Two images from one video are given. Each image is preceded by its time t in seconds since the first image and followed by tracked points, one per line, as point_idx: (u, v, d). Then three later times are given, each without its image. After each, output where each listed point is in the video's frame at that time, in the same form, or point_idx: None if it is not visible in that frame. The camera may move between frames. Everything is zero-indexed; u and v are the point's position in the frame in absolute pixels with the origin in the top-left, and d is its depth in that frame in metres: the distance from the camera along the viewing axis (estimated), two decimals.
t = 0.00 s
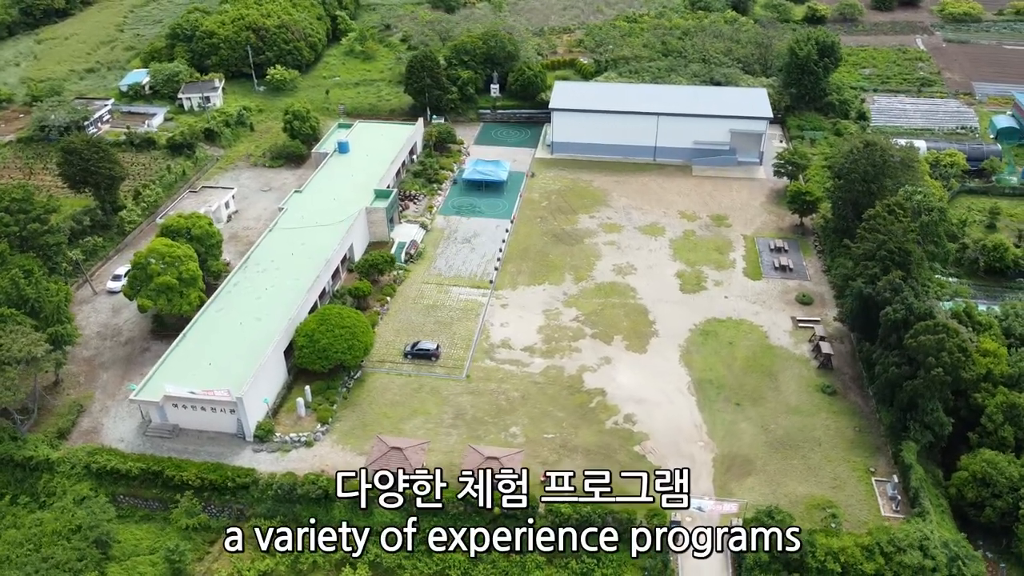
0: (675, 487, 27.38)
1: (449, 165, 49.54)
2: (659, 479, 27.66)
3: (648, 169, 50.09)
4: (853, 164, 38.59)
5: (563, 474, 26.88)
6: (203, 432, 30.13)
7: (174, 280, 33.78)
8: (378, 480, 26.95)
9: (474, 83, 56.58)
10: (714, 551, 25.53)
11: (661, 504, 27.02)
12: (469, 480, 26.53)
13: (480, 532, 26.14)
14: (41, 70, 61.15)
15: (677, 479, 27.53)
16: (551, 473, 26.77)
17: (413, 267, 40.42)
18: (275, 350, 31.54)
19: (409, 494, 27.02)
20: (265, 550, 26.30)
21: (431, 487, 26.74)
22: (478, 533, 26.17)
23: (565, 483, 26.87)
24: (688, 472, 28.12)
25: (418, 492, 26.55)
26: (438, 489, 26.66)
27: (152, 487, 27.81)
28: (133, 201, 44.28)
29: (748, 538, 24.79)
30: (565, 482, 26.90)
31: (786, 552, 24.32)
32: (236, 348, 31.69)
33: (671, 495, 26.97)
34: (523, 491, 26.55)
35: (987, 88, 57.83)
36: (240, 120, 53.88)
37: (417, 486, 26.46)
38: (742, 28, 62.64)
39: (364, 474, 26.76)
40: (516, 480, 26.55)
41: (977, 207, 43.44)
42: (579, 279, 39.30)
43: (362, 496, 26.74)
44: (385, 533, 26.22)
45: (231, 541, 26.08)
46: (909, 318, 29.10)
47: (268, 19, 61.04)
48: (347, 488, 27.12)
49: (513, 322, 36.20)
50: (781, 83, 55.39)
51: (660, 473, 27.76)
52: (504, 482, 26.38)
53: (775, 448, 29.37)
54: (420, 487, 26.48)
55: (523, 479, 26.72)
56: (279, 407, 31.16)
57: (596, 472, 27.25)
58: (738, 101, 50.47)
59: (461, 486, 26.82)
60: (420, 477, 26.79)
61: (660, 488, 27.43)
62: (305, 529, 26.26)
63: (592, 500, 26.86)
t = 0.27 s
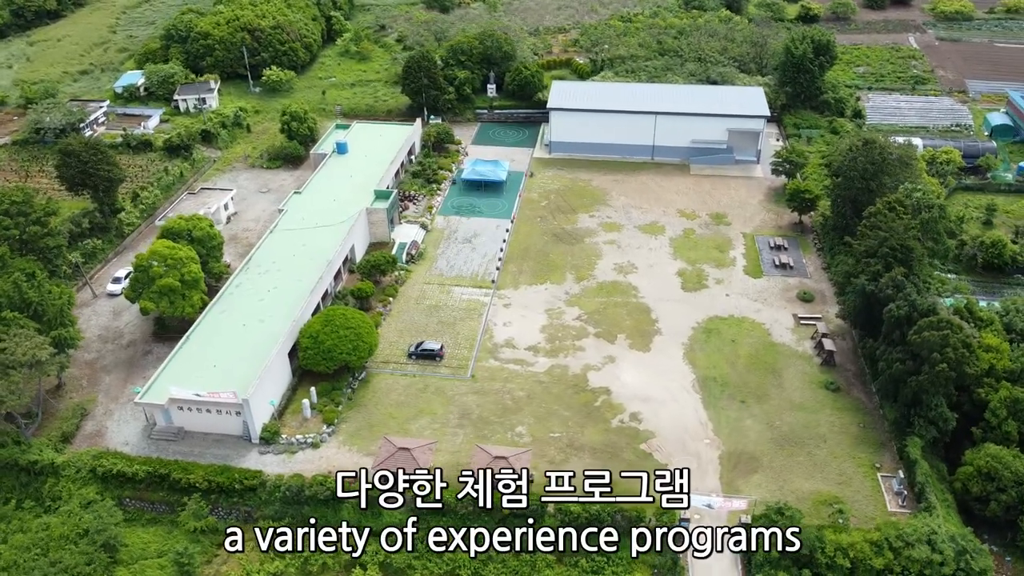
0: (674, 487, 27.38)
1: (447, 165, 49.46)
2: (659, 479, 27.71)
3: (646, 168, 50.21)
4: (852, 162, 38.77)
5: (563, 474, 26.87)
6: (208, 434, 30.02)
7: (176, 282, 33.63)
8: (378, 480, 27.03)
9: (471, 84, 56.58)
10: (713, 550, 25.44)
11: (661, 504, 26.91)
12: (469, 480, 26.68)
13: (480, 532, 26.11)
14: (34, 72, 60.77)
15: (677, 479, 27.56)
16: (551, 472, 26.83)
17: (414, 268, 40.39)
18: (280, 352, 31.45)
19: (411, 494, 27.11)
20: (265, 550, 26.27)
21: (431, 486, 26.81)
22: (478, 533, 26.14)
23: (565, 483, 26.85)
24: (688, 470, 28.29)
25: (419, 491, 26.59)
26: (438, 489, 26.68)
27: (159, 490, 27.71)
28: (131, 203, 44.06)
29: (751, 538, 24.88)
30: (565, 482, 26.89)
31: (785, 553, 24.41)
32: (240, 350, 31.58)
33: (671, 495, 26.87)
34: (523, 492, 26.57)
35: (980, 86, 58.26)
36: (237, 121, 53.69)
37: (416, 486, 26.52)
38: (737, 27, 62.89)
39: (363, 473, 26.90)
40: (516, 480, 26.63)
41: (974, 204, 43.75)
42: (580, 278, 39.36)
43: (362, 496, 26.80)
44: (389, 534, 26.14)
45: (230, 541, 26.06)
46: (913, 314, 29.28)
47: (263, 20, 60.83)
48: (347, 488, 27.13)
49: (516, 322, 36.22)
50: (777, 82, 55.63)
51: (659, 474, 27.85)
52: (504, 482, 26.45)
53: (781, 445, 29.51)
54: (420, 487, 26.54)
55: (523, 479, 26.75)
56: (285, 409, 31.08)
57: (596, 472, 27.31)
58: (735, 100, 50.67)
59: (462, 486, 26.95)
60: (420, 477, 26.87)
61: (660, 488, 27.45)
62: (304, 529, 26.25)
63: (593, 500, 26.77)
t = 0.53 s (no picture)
0: (675, 487, 27.09)
1: (447, 165, 49.41)
2: (660, 480, 27.49)
3: (646, 167, 50.31)
4: (854, 160, 38.91)
5: (563, 473, 26.70)
6: (215, 436, 29.94)
7: (180, 283, 33.49)
8: (378, 480, 27.00)
9: (470, 84, 56.59)
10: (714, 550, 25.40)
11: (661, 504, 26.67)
12: (469, 481, 26.77)
13: (480, 532, 26.18)
14: (30, 73, 60.45)
15: (677, 479, 27.30)
16: (550, 472, 26.71)
17: (417, 267, 40.37)
18: (287, 353, 31.37)
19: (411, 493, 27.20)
20: (266, 550, 26.28)
21: (431, 486, 26.79)
22: (478, 533, 26.22)
23: (565, 482, 26.67)
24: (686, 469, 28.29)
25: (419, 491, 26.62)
26: (438, 489, 26.68)
27: (167, 492, 27.62)
28: (131, 204, 43.89)
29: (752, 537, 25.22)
30: (565, 481, 26.70)
31: (788, 552, 24.77)
32: (246, 351, 31.49)
33: (671, 495, 26.61)
34: (523, 492, 26.56)
35: (976, 84, 58.59)
36: (235, 122, 53.55)
37: (416, 486, 26.52)
38: (734, 26, 63.10)
39: (363, 473, 26.96)
40: (516, 480, 26.62)
41: (973, 201, 43.99)
42: (584, 277, 39.40)
43: (362, 496, 26.81)
44: (389, 534, 26.15)
45: (230, 541, 26.19)
46: (918, 311, 29.42)
47: (260, 20, 60.67)
48: (347, 488, 27.07)
49: (520, 321, 36.25)
50: (775, 81, 55.84)
51: (660, 474, 27.66)
52: (504, 482, 26.44)
53: (788, 442, 29.64)
54: (420, 487, 26.53)
55: (523, 478, 26.72)
56: (292, 410, 31.01)
57: (596, 472, 27.23)
58: (734, 98, 50.82)
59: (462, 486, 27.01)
60: (419, 477, 26.85)
61: (660, 488, 27.22)
62: (304, 529, 26.22)
63: (593, 500, 26.67)
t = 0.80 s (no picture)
0: (675, 487, 26.87)
1: (448, 165, 49.38)
2: (660, 480, 27.34)
3: (647, 166, 50.41)
4: (855, 158, 39.10)
5: (563, 473, 26.81)
6: (223, 437, 29.85)
7: (184, 284, 33.39)
8: (378, 480, 27.13)
9: (469, 83, 56.58)
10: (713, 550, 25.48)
11: (661, 504, 26.51)
12: (469, 481, 26.84)
13: (480, 532, 26.21)
14: (26, 75, 60.11)
15: (678, 479, 27.08)
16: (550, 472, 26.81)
17: (420, 267, 40.33)
18: (294, 353, 31.31)
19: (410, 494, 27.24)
20: (265, 550, 26.27)
21: (431, 486, 26.90)
22: (478, 533, 26.24)
23: (565, 482, 26.75)
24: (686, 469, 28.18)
25: (419, 491, 26.78)
26: (438, 489, 26.79)
27: (175, 494, 27.56)
28: (132, 206, 43.72)
29: (753, 537, 25.47)
30: (565, 481, 26.78)
31: (787, 552, 24.91)
32: (253, 352, 31.39)
33: (671, 495, 26.48)
34: (523, 492, 26.68)
35: (972, 81, 58.93)
36: (234, 123, 53.41)
37: (416, 486, 26.68)
38: (731, 25, 63.27)
39: (363, 473, 26.94)
40: (516, 480, 26.71)
41: (972, 198, 44.23)
42: (587, 276, 39.45)
43: (362, 496, 26.81)
44: (389, 534, 26.14)
45: (230, 541, 26.16)
46: (923, 307, 29.57)
47: (258, 21, 60.51)
48: (347, 488, 27.07)
49: (525, 320, 36.28)
50: (773, 79, 56.01)
51: (660, 474, 27.50)
52: (504, 482, 26.55)
53: (795, 438, 29.76)
54: (420, 487, 26.69)
55: (523, 478, 26.80)
56: (299, 411, 30.95)
57: (596, 472, 27.20)
58: (733, 97, 50.98)
59: (462, 486, 27.06)
60: (420, 477, 26.98)
61: (660, 488, 27.04)
62: (304, 529, 26.16)
63: (593, 500, 26.70)
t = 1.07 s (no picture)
0: (675, 487, 26.90)
1: (449, 164, 49.35)
2: (660, 480, 27.30)
3: (647, 165, 50.52)
4: (857, 156, 39.28)
5: (563, 473, 26.76)
6: (231, 438, 29.78)
7: (189, 286, 33.30)
8: (378, 480, 27.09)
9: (468, 83, 56.58)
10: (713, 550, 25.54)
11: (661, 504, 26.43)
12: (469, 481, 26.83)
13: (480, 532, 26.18)
14: (22, 76, 59.78)
15: (678, 479, 27.20)
16: (550, 472, 26.75)
17: (424, 267, 40.31)
18: (300, 354, 31.24)
19: (409, 494, 27.12)
20: (265, 550, 26.24)
21: (431, 486, 26.82)
22: (478, 533, 26.23)
23: (565, 482, 26.72)
24: (686, 469, 28.16)
25: (419, 491, 26.70)
26: (438, 489, 26.76)
27: (184, 496, 27.46)
28: (132, 207, 43.56)
29: (753, 537, 25.56)
30: (565, 481, 26.74)
31: (786, 551, 25.11)
32: (259, 353, 31.30)
33: (671, 495, 26.42)
34: (523, 492, 26.70)
35: (968, 79, 59.28)
36: (233, 124, 53.27)
37: (416, 486, 26.59)
38: (728, 24, 63.45)
39: (364, 473, 26.88)
40: (516, 480, 26.70)
41: (971, 195, 44.47)
42: (591, 275, 39.51)
43: (361, 496, 26.80)
44: (388, 534, 26.14)
45: (230, 541, 26.10)
46: (929, 304, 29.73)
47: (255, 21, 60.33)
48: (346, 487, 27.06)
49: (530, 319, 36.32)
50: (771, 78, 56.19)
51: (660, 474, 27.42)
52: (504, 482, 26.55)
53: (802, 435, 29.89)
54: (420, 487, 26.60)
55: (524, 478, 26.80)
56: (306, 412, 30.89)
57: (596, 472, 27.00)
58: (733, 96, 51.14)
59: (462, 485, 27.03)
60: (420, 477, 26.87)
61: (661, 488, 27.06)
62: (304, 529, 26.12)
63: (593, 500, 26.61)
